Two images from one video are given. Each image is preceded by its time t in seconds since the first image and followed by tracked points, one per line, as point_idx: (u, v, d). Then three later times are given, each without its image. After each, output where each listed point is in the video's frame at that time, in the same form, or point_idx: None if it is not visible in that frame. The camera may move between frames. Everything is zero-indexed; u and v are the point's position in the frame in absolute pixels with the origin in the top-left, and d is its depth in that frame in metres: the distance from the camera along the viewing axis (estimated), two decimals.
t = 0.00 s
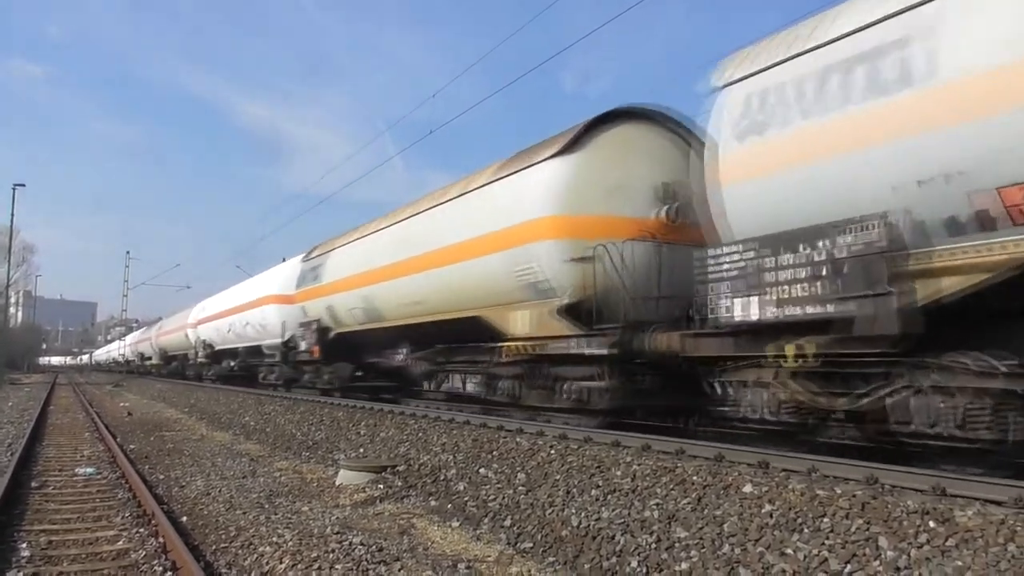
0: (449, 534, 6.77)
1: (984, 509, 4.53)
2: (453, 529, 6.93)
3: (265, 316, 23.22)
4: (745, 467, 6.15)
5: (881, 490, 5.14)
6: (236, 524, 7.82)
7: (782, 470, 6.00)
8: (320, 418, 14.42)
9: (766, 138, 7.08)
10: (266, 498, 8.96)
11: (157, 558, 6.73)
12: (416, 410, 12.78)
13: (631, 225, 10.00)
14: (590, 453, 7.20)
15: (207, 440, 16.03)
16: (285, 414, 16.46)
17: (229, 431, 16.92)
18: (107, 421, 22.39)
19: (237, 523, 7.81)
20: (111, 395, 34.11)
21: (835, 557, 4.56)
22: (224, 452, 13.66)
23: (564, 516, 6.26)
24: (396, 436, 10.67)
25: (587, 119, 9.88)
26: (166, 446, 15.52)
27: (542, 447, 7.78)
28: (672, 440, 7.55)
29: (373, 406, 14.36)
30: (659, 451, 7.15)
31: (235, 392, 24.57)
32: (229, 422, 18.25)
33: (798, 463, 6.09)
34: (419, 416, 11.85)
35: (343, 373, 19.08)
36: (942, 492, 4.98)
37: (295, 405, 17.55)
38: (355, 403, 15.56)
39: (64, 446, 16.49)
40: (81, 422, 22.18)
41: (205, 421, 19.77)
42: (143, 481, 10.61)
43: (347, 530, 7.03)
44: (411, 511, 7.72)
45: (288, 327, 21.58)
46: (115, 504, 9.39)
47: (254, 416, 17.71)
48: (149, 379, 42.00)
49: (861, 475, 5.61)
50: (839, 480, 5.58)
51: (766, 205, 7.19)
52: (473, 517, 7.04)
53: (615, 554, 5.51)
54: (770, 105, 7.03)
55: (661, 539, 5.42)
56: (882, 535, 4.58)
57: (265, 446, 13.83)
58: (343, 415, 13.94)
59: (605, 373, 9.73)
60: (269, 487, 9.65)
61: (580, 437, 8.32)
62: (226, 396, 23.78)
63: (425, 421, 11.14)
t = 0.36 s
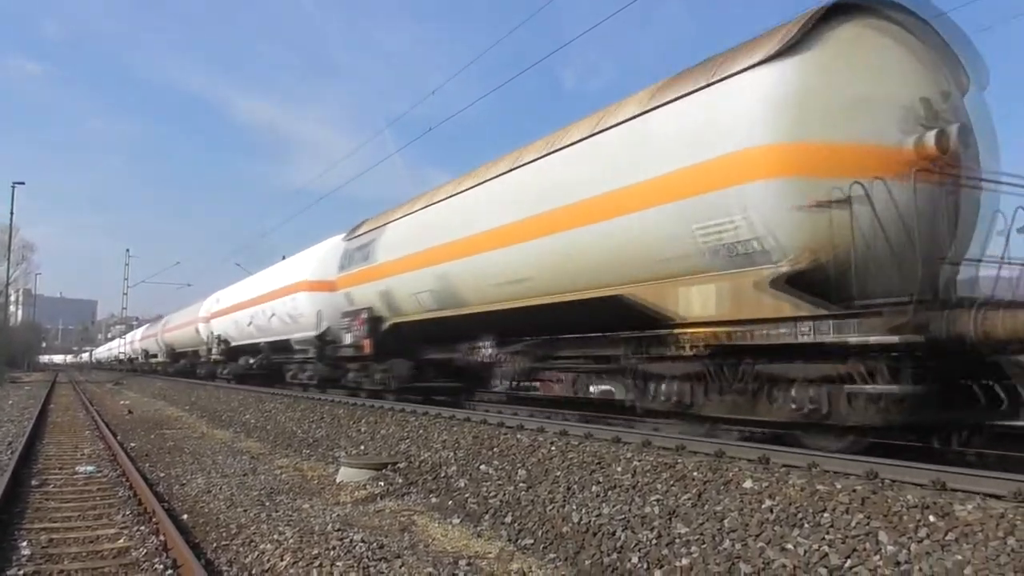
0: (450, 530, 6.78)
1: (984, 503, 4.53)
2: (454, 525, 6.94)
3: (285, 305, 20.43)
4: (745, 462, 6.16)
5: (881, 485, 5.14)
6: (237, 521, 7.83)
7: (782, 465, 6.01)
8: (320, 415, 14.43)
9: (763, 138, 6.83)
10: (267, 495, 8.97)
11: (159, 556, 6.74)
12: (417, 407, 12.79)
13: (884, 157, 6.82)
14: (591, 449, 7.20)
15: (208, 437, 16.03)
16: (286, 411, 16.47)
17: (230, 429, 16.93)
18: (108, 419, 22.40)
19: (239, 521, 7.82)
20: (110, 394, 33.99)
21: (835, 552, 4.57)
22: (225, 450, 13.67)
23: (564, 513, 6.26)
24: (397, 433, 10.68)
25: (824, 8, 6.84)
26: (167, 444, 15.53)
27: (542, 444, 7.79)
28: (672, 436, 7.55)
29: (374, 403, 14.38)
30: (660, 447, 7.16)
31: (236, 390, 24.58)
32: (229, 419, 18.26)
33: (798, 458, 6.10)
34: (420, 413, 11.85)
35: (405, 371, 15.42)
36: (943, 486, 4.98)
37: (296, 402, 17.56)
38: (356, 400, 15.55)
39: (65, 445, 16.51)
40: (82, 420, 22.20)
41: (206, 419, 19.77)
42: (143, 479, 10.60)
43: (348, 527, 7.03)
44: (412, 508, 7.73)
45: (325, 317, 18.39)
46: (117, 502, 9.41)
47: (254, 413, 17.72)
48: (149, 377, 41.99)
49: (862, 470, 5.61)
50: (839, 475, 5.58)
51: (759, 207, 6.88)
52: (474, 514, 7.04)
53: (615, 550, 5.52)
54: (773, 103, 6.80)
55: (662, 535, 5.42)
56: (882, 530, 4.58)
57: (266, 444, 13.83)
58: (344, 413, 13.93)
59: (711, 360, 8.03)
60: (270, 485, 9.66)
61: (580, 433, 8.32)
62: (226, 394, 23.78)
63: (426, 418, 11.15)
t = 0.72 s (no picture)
0: (449, 528, 6.78)
1: (980, 499, 4.55)
2: (452, 523, 6.95)
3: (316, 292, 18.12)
4: (743, 460, 6.16)
5: (878, 481, 5.16)
6: (235, 519, 7.82)
7: (779, 462, 6.02)
8: (318, 414, 14.43)
9: (758, 136, 6.64)
10: (265, 494, 8.97)
11: (156, 555, 6.74)
12: (415, 404, 12.80)
13: None
14: (588, 447, 7.20)
15: (205, 436, 16.02)
16: (284, 409, 16.46)
17: (228, 427, 16.92)
18: (105, 417, 22.38)
19: (237, 519, 7.81)
20: (107, 392, 33.93)
21: (832, 549, 4.58)
22: (223, 448, 13.65)
23: (562, 510, 6.27)
24: (394, 431, 10.68)
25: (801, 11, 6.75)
26: (165, 442, 15.51)
27: (539, 442, 7.80)
28: (670, 434, 7.56)
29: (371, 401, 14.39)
30: (658, 444, 7.17)
31: (233, 388, 24.55)
32: (227, 417, 18.25)
33: (795, 455, 6.12)
34: (417, 411, 11.85)
35: (485, 372, 12.07)
36: (939, 483, 4.99)
37: (293, 400, 17.55)
38: (354, 398, 15.54)
39: (63, 443, 16.51)
40: (79, 419, 22.17)
41: (204, 417, 19.76)
42: (140, 478, 10.59)
43: (346, 525, 7.03)
44: (410, 506, 7.74)
45: (371, 307, 15.79)
46: (114, 501, 9.40)
47: (252, 411, 17.72)
48: (147, 375, 41.93)
49: (859, 467, 5.63)
50: (837, 472, 5.59)
51: (757, 205, 6.74)
52: (472, 512, 7.05)
53: (613, 548, 5.53)
54: (748, 104, 6.74)
55: (660, 533, 5.43)
56: (879, 527, 4.60)
57: (264, 442, 13.82)
58: (342, 411, 13.93)
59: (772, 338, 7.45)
60: (268, 483, 9.66)
61: (578, 430, 8.32)
62: (224, 392, 23.76)
63: (424, 415, 11.16)
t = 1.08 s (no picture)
0: (446, 527, 6.77)
1: (977, 499, 4.55)
2: (449, 522, 6.94)
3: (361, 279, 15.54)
4: (740, 460, 6.16)
5: (875, 481, 5.16)
6: (232, 518, 7.81)
7: (777, 462, 6.03)
8: (316, 412, 14.41)
9: (759, 136, 6.76)
10: (261, 492, 8.95)
11: (154, 553, 6.72)
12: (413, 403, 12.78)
13: None
14: (586, 446, 7.20)
15: (202, 434, 16.01)
16: (281, 408, 16.43)
17: (225, 425, 16.91)
18: (101, 415, 22.35)
19: (233, 518, 7.80)
20: (105, 390, 33.88)
21: (829, 549, 4.59)
22: (220, 447, 13.63)
23: (560, 509, 6.27)
24: (392, 430, 10.66)
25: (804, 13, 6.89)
26: (161, 441, 15.49)
27: (537, 441, 7.79)
28: (667, 433, 7.55)
29: (369, 400, 14.37)
30: (655, 444, 7.17)
31: (230, 386, 24.52)
32: (225, 415, 18.23)
33: (793, 455, 6.12)
34: (415, 410, 11.84)
35: (627, 375, 9.14)
36: (936, 483, 5.00)
37: (291, 399, 17.52)
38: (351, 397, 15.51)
39: (59, 441, 16.47)
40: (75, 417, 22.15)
41: (200, 415, 19.73)
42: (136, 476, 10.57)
43: (342, 523, 7.03)
44: (407, 505, 7.73)
45: (441, 294, 13.38)
46: (111, 499, 9.38)
47: (249, 410, 17.70)
48: (144, 373, 41.86)
49: (856, 467, 5.63)
50: (834, 472, 5.59)
51: (758, 204, 6.85)
52: (469, 511, 7.04)
53: (610, 547, 5.53)
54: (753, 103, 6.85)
55: (657, 532, 5.43)
56: (876, 527, 4.60)
57: (261, 440, 13.80)
58: (339, 409, 13.90)
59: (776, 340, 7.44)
60: (265, 481, 9.64)
61: (575, 430, 8.32)
62: (221, 390, 23.73)
63: (421, 414, 11.15)
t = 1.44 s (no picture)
0: (444, 529, 6.75)
1: (977, 504, 4.54)
2: (447, 524, 6.92)
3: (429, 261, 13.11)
4: (739, 463, 6.14)
5: (875, 485, 5.15)
6: (229, 518, 7.78)
7: (776, 465, 6.02)
8: (314, 412, 14.38)
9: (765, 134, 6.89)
10: (259, 493, 8.92)
11: (150, 554, 6.69)
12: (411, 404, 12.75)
13: None
14: (584, 448, 7.19)
15: (200, 433, 15.97)
16: (279, 407, 16.39)
17: (223, 425, 16.87)
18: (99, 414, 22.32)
19: (231, 518, 7.77)
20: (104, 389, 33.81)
21: (829, 553, 4.57)
22: (217, 446, 13.60)
23: (558, 512, 6.25)
24: (391, 431, 10.63)
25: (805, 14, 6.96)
26: (159, 440, 15.46)
27: (535, 443, 7.78)
28: (666, 436, 7.53)
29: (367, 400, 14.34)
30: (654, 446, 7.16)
31: (229, 385, 24.47)
32: (223, 415, 18.19)
33: (792, 458, 6.11)
34: (413, 410, 11.80)
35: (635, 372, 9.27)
36: (936, 487, 4.98)
37: (289, 398, 17.49)
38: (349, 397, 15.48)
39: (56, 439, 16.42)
40: (73, 415, 22.12)
41: (198, 415, 19.70)
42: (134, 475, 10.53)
43: (340, 525, 7.00)
44: (405, 506, 7.71)
45: (555, 278, 10.79)
46: (108, 498, 9.35)
47: (247, 409, 17.67)
48: (144, 372, 41.80)
49: (855, 471, 5.62)
50: (833, 476, 5.58)
51: (764, 200, 6.98)
52: (467, 513, 7.02)
53: (608, 550, 5.51)
54: (760, 101, 6.96)
55: (655, 535, 5.42)
56: (876, 531, 4.58)
57: (259, 440, 13.76)
58: (337, 410, 13.87)
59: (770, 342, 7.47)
60: (263, 482, 9.61)
61: (574, 432, 8.29)
62: (220, 390, 23.69)
63: (420, 415, 11.12)
